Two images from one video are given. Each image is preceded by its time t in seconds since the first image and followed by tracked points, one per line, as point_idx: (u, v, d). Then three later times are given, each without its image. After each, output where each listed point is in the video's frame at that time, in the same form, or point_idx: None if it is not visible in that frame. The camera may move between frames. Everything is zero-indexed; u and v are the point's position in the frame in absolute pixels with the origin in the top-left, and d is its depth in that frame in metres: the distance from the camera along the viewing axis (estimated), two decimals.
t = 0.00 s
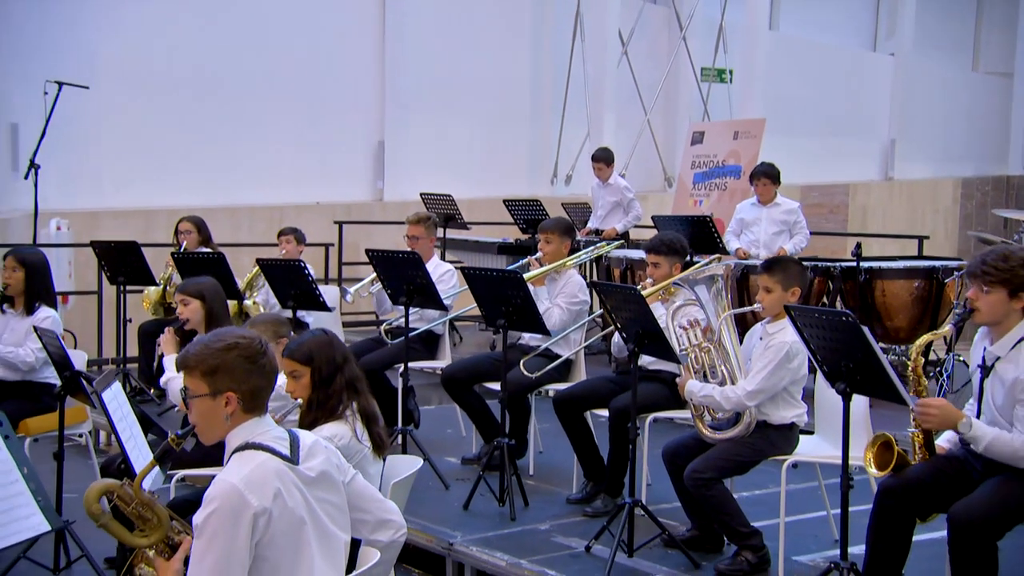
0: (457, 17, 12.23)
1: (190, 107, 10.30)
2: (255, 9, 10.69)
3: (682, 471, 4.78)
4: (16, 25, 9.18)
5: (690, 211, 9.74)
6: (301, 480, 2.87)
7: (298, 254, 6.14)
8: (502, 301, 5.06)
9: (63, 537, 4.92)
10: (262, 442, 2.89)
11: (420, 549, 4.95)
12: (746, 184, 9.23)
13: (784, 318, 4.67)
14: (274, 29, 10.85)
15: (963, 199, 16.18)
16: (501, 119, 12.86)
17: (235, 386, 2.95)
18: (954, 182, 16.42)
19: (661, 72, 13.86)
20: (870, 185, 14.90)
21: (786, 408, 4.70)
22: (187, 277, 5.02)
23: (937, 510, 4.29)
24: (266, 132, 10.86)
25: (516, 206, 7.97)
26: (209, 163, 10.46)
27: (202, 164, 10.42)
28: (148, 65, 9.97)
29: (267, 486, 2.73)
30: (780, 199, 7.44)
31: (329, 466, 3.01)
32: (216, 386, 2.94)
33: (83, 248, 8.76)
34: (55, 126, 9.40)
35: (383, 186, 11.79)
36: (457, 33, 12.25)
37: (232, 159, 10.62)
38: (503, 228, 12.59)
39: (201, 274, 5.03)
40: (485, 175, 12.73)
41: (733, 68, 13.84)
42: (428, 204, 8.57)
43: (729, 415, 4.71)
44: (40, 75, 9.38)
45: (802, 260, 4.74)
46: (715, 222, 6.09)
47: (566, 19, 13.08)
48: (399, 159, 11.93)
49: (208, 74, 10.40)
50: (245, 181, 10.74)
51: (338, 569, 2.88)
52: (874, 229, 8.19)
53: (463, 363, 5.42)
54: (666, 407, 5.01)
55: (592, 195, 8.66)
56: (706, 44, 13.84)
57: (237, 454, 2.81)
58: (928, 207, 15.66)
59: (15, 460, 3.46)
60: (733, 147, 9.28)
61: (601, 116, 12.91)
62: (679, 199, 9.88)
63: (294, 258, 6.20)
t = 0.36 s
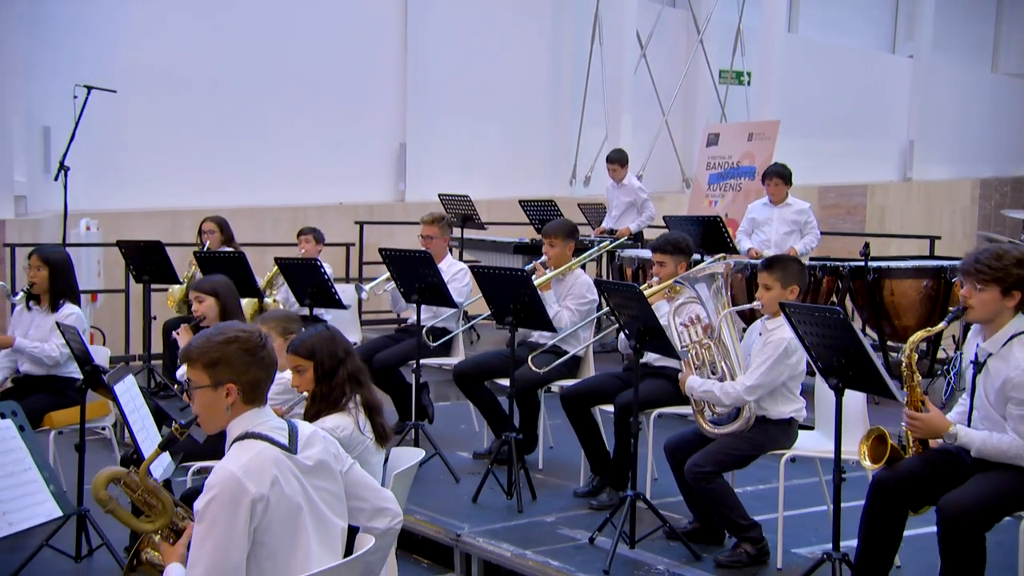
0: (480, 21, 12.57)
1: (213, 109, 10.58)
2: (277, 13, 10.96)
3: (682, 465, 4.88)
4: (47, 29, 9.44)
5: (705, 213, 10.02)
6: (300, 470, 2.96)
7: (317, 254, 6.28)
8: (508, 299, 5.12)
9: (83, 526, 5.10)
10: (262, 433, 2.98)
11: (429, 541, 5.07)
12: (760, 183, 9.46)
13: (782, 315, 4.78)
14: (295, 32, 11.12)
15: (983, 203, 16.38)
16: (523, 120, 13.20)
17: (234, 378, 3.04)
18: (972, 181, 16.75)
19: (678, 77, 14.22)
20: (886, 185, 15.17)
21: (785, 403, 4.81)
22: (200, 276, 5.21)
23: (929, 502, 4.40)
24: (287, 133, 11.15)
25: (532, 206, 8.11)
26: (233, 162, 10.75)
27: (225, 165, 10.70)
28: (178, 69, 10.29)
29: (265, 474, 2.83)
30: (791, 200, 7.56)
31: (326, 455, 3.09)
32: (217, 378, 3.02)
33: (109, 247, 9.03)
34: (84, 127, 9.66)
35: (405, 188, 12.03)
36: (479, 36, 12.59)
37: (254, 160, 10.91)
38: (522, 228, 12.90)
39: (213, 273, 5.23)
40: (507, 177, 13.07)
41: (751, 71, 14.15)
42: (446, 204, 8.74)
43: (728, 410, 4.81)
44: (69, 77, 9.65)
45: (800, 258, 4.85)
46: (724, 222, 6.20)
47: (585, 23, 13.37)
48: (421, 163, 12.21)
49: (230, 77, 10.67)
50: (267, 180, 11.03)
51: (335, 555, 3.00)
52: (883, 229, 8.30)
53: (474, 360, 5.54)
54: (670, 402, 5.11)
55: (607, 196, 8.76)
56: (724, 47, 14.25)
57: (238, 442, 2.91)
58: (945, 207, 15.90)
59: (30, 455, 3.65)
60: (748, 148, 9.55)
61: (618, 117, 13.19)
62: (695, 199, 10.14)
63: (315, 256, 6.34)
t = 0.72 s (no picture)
0: (505, 26, 12.92)
1: (240, 112, 10.84)
2: (304, 18, 11.21)
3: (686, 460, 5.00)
4: (80, 35, 9.73)
5: (721, 213, 10.33)
6: (301, 458, 3.10)
7: (337, 254, 6.43)
8: (518, 298, 5.23)
9: (105, 517, 5.28)
10: (265, 423, 3.07)
11: (439, 533, 5.20)
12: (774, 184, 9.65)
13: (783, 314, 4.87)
14: (322, 37, 11.37)
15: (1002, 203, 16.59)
16: (544, 122, 13.56)
17: (240, 371, 3.11)
18: (990, 182, 16.97)
19: (697, 80, 14.58)
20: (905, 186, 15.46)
21: (786, 399, 4.92)
22: (221, 276, 5.36)
23: (924, 495, 4.49)
24: (314, 135, 11.41)
25: (548, 206, 8.28)
26: (260, 164, 11.02)
27: (252, 167, 10.97)
28: (194, 71, 10.47)
29: (267, 462, 2.96)
30: (802, 201, 7.71)
31: (327, 445, 3.24)
32: (223, 371, 3.09)
33: (138, 246, 9.31)
34: (115, 130, 9.94)
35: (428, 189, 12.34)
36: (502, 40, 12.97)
37: (280, 162, 11.17)
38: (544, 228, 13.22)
39: (234, 273, 5.38)
40: (527, 179, 13.43)
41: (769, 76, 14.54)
42: (465, 205, 8.94)
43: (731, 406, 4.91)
44: (99, 83, 9.92)
45: (801, 257, 4.96)
46: (736, 222, 6.32)
47: (605, 28, 13.74)
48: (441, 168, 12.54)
49: (257, 81, 10.93)
50: (293, 181, 11.28)
51: (334, 541, 3.13)
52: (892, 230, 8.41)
53: (487, 357, 5.65)
54: (676, 398, 5.22)
55: (622, 197, 8.92)
56: (743, 50, 14.59)
57: (242, 432, 3.03)
58: (965, 208, 16.11)
59: (48, 447, 3.86)
60: (763, 150, 9.80)
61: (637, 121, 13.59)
62: (711, 199, 10.44)
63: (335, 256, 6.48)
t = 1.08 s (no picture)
0: (523, 31, 13.26)
1: (263, 116, 11.21)
2: (326, 25, 11.59)
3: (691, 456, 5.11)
4: (105, 41, 10.00)
5: (738, 213, 10.58)
6: (307, 449, 3.18)
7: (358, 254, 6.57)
8: (531, 296, 5.36)
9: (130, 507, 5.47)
10: (273, 414, 3.16)
11: (452, 525, 5.32)
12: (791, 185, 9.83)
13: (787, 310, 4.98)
14: (343, 43, 11.76)
15: None
16: (565, 123, 13.87)
17: (250, 363, 3.18)
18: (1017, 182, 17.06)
19: (717, 81, 14.83)
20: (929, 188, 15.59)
21: (791, 395, 5.01)
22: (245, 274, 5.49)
23: (923, 490, 4.55)
24: (336, 138, 11.77)
25: (567, 207, 8.45)
26: (284, 166, 11.39)
27: (275, 168, 11.33)
28: (205, 71, 10.73)
29: (274, 452, 3.05)
30: (816, 201, 7.86)
31: (333, 436, 3.32)
32: (233, 363, 3.17)
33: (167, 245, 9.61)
34: (145, 133, 10.28)
35: (450, 190, 12.73)
36: (523, 44, 13.27)
37: (303, 164, 11.52)
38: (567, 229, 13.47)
39: (259, 272, 5.51)
40: (544, 177, 13.72)
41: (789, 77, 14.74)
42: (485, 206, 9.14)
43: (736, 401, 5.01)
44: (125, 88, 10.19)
45: (806, 257, 5.05)
46: (749, 222, 6.45)
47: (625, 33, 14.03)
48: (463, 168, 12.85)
49: (281, 86, 11.31)
50: (313, 182, 11.61)
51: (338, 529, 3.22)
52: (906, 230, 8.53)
53: (502, 354, 5.76)
54: (684, 395, 5.33)
55: (639, 198, 9.11)
56: (763, 53, 14.83)
57: (251, 423, 3.12)
58: (987, 209, 16.26)
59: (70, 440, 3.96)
60: (781, 152, 10.00)
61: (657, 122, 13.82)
62: (729, 199, 10.69)
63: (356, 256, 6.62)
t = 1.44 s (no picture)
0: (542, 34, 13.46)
1: (295, 118, 11.41)
2: (356, 29, 11.80)
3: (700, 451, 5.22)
4: (137, 45, 10.24)
5: (758, 213, 10.70)
6: (317, 440, 3.30)
7: (380, 252, 6.71)
8: (544, 294, 5.48)
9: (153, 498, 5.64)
10: (283, 406, 3.29)
11: (467, 518, 5.45)
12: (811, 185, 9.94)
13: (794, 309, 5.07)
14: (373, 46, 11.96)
15: None
16: (585, 125, 14.03)
17: (262, 357, 3.30)
18: None
19: (737, 82, 14.94)
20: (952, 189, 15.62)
21: (798, 390, 5.10)
22: (265, 272, 5.62)
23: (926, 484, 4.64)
24: (364, 140, 11.97)
25: (586, 207, 8.59)
26: (314, 168, 11.59)
27: (305, 170, 11.53)
28: (237, 75, 10.96)
29: (284, 442, 3.17)
30: (832, 202, 7.99)
31: (342, 427, 3.44)
32: (246, 357, 3.29)
33: (195, 245, 9.85)
34: (174, 134, 10.52)
35: (474, 191, 12.99)
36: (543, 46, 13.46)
37: (331, 165, 11.73)
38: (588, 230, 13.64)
39: (277, 269, 5.65)
40: (564, 178, 13.95)
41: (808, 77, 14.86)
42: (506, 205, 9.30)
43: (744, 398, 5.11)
44: (156, 91, 10.43)
45: (814, 256, 5.14)
46: (765, 222, 6.57)
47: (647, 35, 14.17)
48: (484, 169, 13.10)
49: (312, 88, 11.51)
50: (340, 183, 11.83)
51: (345, 517, 3.35)
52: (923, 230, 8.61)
53: (518, 351, 5.88)
54: (694, 391, 5.43)
55: (659, 198, 9.25)
56: (784, 55, 14.92)
57: (263, 414, 3.24)
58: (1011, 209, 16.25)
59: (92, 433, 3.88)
60: (800, 152, 10.12)
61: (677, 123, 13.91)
62: (748, 199, 10.81)
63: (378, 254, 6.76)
